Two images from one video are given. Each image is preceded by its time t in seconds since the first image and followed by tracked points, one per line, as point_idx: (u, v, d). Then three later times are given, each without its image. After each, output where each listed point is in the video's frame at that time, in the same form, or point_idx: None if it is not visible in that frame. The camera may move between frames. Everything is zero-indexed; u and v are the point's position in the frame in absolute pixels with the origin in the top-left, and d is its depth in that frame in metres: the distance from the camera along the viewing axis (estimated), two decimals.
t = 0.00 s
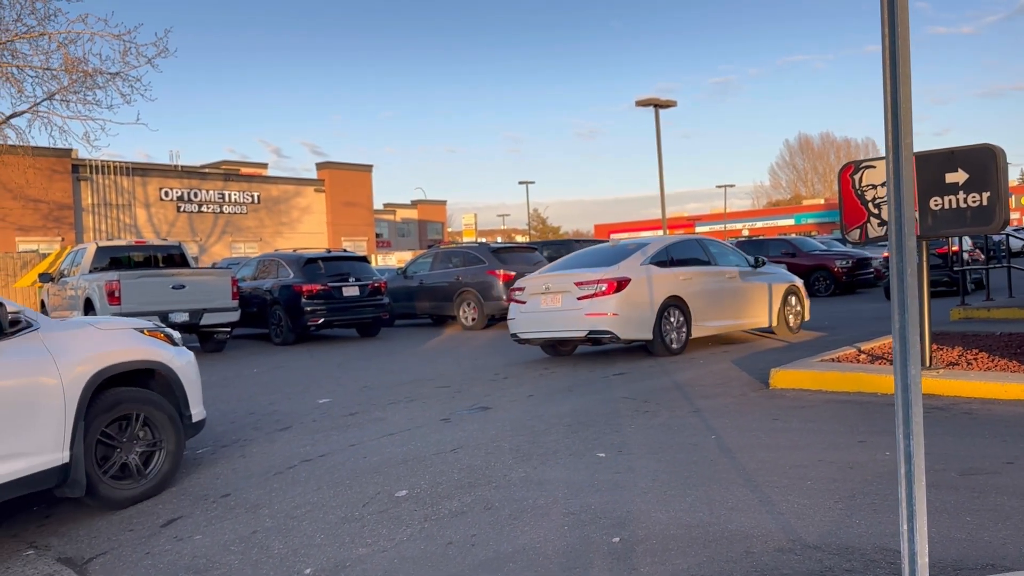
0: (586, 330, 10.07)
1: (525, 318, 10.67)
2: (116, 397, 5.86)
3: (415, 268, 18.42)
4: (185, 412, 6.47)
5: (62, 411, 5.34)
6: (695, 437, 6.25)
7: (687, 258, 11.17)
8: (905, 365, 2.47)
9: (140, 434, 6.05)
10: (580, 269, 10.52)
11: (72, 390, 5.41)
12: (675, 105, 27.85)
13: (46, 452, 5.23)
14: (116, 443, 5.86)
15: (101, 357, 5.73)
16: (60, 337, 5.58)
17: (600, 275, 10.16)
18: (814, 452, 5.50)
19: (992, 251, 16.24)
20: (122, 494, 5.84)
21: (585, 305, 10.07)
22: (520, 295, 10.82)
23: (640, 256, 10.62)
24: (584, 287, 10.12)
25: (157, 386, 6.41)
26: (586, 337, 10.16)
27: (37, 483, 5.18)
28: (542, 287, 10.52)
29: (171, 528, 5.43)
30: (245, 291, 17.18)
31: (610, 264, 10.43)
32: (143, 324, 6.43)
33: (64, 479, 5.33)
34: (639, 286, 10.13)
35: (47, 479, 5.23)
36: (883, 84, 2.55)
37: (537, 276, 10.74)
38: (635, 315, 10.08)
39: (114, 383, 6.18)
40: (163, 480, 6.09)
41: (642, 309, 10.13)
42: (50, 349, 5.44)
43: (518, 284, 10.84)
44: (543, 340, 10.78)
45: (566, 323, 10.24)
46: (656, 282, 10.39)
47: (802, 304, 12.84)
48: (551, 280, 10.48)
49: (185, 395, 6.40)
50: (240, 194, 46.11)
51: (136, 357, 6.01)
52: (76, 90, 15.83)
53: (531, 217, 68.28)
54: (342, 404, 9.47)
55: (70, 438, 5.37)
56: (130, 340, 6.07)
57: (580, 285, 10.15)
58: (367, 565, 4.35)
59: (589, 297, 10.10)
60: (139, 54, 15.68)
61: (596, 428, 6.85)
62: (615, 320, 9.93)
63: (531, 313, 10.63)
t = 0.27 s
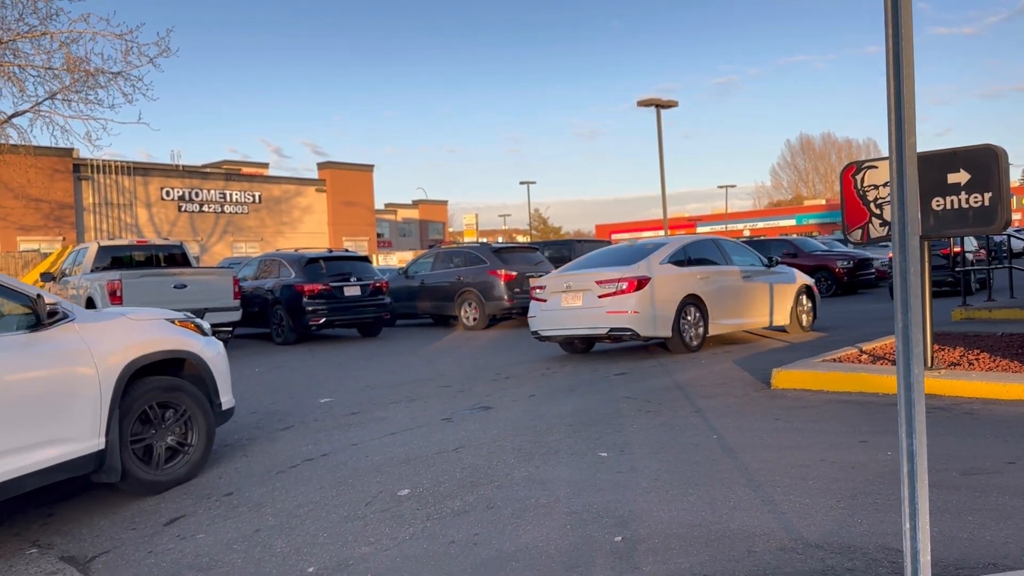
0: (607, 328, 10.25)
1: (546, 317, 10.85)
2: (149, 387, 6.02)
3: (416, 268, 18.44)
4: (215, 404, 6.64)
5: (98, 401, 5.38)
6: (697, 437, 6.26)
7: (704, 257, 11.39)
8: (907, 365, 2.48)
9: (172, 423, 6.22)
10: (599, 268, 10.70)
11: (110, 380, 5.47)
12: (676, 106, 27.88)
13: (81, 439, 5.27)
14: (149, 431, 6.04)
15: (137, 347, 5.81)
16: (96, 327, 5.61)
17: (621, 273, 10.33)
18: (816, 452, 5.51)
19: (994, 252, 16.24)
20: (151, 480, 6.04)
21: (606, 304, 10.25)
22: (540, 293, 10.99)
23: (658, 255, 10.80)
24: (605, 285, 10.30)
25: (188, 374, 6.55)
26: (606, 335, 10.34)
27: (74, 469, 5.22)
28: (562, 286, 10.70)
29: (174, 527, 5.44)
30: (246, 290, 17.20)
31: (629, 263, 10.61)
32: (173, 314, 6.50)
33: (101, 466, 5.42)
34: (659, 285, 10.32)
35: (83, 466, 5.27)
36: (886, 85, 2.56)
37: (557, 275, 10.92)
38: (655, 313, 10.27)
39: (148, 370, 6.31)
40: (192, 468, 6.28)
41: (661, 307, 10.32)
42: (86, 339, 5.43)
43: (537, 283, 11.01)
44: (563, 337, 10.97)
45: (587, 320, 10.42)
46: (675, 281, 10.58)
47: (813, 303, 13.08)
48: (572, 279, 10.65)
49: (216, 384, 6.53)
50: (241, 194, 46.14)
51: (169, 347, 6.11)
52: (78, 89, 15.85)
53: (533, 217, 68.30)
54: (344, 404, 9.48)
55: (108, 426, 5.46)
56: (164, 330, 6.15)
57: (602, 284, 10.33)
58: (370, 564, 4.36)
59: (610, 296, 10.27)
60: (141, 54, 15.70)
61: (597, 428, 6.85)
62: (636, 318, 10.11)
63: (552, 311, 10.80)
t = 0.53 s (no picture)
0: (619, 325, 10.43)
1: (559, 314, 11.01)
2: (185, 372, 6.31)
3: (410, 268, 18.44)
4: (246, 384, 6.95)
5: (138, 387, 5.58)
6: (690, 436, 6.29)
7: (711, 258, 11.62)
8: (897, 365, 2.50)
9: (206, 407, 6.52)
10: (612, 267, 10.87)
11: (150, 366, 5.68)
12: (671, 106, 27.95)
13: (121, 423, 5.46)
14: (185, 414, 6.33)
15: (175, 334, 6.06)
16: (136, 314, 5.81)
17: (633, 272, 10.50)
18: (807, 451, 5.54)
19: (985, 253, 16.31)
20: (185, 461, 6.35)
21: (619, 301, 10.43)
22: (553, 291, 11.15)
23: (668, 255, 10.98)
24: (618, 284, 10.47)
25: (220, 360, 6.83)
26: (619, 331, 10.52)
27: (114, 452, 5.41)
28: (575, 284, 10.86)
29: (167, 526, 5.44)
30: (240, 289, 17.17)
31: (641, 262, 10.79)
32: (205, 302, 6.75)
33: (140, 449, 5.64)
34: (669, 283, 10.51)
35: (122, 449, 5.46)
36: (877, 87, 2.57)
37: (569, 273, 11.07)
38: (666, 310, 10.46)
39: (184, 357, 6.63)
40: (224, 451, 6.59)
41: (672, 305, 10.51)
42: (126, 327, 5.61)
43: (551, 280, 11.19)
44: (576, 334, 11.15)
45: (600, 318, 10.59)
46: (685, 280, 10.77)
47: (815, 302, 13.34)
48: (585, 277, 10.82)
49: (247, 370, 6.81)
50: (235, 192, 46.04)
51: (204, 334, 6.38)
52: (71, 87, 15.80)
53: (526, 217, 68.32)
54: (338, 403, 9.47)
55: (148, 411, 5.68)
56: (198, 316, 6.41)
57: (614, 282, 10.50)
58: (363, 563, 4.37)
59: (622, 293, 10.45)
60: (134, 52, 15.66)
61: (591, 427, 6.87)
62: (648, 316, 10.29)
63: (565, 309, 10.96)
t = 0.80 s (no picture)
0: (623, 322, 10.64)
1: (564, 311, 11.22)
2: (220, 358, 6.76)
3: (395, 266, 18.40)
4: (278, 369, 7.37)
5: (179, 372, 5.98)
6: (675, 436, 6.31)
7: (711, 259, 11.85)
8: (881, 365, 2.51)
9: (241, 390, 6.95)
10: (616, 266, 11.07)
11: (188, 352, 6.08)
12: (656, 106, 28.03)
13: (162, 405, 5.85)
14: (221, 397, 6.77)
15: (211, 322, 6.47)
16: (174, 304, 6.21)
17: (637, 270, 10.72)
18: (791, 450, 5.57)
19: (967, 253, 16.46)
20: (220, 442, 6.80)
21: (624, 299, 10.64)
22: (558, 289, 11.35)
23: (670, 254, 11.20)
24: (622, 282, 10.69)
25: (251, 346, 7.27)
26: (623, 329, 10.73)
27: (156, 433, 5.80)
28: (580, 282, 11.07)
29: (150, 526, 5.41)
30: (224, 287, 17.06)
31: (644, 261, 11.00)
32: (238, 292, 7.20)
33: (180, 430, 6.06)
34: (672, 282, 10.74)
35: (164, 430, 5.86)
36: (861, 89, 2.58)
37: (574, 271, 11.28)
38: (669, 308, 10.69)
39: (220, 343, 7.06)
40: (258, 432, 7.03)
41: (674, 303, 10.74)
42: (165, 314, 6.02)
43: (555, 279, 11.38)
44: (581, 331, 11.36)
45: (605, 315, 10.79)
46: (686, 278, 11.01)
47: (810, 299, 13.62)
48: (590, 275, 11.03)
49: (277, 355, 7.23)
50: (219, 189, 45.77)
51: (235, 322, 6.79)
52: (53, 83, 15.66)
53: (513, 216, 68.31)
54: (323, 402, 9.44)
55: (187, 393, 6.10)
56: (231, 305, 6.84)
57: (619, 280, 10.72)
58: (348, 563, 4.36)
59: (627, 291, 10.67)
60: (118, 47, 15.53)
61: (576, 426, 6.89)
62: (652, 313, 10.53)
63: (570, 306, 11.17)
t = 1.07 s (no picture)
0: (619, 318, 10.88)
1: (561, 307, 11.43)
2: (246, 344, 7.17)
3: (373, 263, 18.33)
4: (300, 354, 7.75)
5: (204, 356, 6.48)
6: (651, 433, 6.34)
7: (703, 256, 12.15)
8: (852, 364, 2.54)
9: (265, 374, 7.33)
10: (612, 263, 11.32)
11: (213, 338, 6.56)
12: (634, 104, 28.13)
13: (189, 387, 6.36)
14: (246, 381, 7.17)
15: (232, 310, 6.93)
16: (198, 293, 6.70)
17: (633, 267, 10.97)
18: (764, 447, 5.61)
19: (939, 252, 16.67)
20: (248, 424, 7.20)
21: (620, 295, 10.89)
22: (554, 285, 11.55)
23: (663, 252, 11.45)
24: (618, 278, 10.93)
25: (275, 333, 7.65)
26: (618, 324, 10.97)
27: (184, 413, 6.30)
28: (577, 279, 11.29)
29: (122, 526, 5.35)
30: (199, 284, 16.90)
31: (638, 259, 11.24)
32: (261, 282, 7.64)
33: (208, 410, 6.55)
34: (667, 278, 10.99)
35: (192, 410, 6.37)
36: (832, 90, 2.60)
37: (571, 268, 11.50)
38: (663, 304, 10.95)
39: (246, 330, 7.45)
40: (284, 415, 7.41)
41: (668, 299, 11.00)
42: (193, 303, 6.54)
43: (552, 275, 11.61)
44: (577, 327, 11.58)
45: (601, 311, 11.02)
46: (679, 276, 11.27)
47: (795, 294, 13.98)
48: (587, 272, 11.26)
49: (299, 342, 7.62)
50: (194, 185, 45.34)
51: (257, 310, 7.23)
52: (24, 77, 15.41)
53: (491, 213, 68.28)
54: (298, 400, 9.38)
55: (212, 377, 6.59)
56: (254, 294, 7.29)
57: (615, 277, 10.96)
58: (323, 563, 4.34)
59: (623, 287, 10.91)
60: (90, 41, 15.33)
61: (553, 424, 6.90)
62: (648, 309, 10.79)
63: (567, 302, 11.39)
